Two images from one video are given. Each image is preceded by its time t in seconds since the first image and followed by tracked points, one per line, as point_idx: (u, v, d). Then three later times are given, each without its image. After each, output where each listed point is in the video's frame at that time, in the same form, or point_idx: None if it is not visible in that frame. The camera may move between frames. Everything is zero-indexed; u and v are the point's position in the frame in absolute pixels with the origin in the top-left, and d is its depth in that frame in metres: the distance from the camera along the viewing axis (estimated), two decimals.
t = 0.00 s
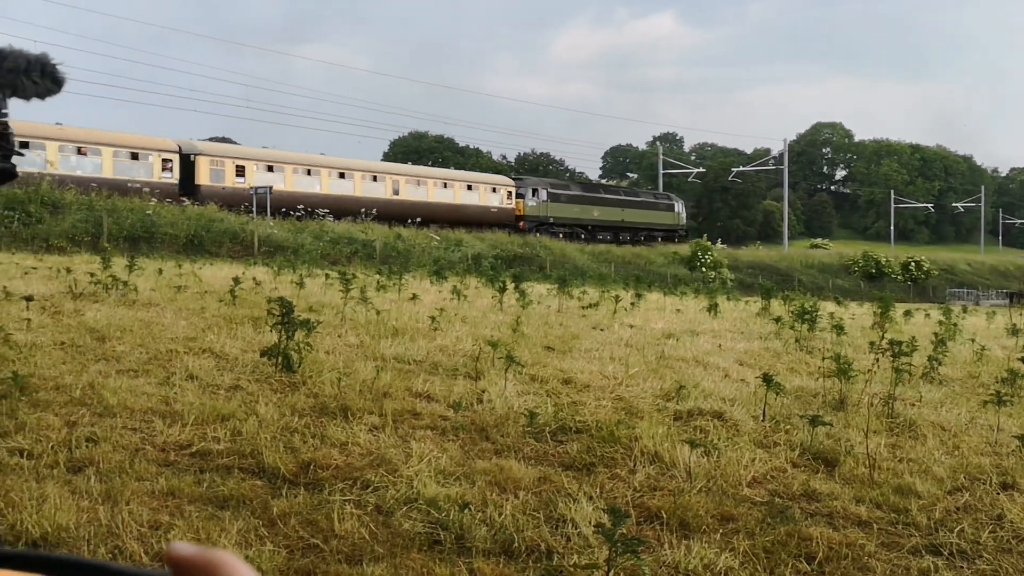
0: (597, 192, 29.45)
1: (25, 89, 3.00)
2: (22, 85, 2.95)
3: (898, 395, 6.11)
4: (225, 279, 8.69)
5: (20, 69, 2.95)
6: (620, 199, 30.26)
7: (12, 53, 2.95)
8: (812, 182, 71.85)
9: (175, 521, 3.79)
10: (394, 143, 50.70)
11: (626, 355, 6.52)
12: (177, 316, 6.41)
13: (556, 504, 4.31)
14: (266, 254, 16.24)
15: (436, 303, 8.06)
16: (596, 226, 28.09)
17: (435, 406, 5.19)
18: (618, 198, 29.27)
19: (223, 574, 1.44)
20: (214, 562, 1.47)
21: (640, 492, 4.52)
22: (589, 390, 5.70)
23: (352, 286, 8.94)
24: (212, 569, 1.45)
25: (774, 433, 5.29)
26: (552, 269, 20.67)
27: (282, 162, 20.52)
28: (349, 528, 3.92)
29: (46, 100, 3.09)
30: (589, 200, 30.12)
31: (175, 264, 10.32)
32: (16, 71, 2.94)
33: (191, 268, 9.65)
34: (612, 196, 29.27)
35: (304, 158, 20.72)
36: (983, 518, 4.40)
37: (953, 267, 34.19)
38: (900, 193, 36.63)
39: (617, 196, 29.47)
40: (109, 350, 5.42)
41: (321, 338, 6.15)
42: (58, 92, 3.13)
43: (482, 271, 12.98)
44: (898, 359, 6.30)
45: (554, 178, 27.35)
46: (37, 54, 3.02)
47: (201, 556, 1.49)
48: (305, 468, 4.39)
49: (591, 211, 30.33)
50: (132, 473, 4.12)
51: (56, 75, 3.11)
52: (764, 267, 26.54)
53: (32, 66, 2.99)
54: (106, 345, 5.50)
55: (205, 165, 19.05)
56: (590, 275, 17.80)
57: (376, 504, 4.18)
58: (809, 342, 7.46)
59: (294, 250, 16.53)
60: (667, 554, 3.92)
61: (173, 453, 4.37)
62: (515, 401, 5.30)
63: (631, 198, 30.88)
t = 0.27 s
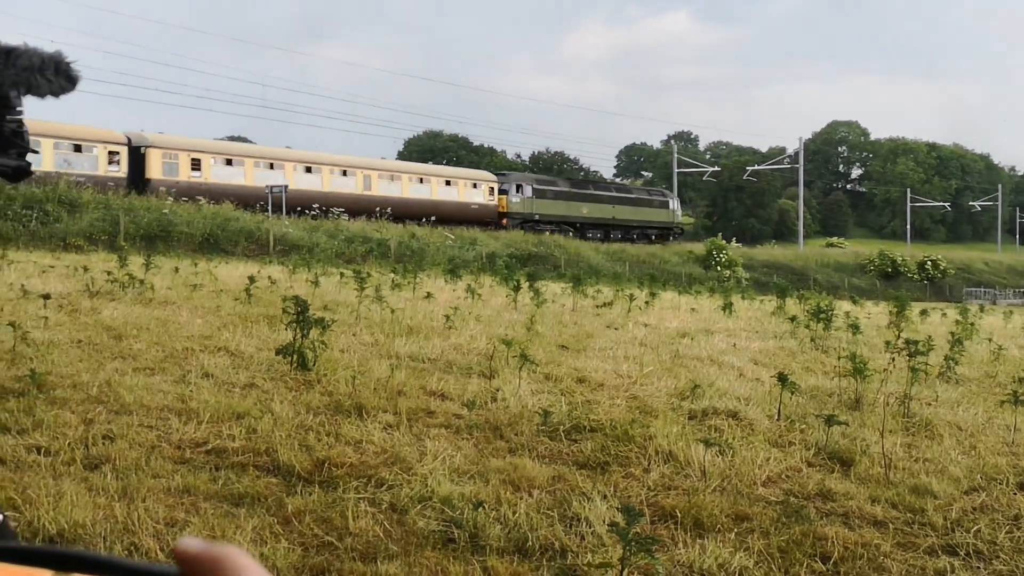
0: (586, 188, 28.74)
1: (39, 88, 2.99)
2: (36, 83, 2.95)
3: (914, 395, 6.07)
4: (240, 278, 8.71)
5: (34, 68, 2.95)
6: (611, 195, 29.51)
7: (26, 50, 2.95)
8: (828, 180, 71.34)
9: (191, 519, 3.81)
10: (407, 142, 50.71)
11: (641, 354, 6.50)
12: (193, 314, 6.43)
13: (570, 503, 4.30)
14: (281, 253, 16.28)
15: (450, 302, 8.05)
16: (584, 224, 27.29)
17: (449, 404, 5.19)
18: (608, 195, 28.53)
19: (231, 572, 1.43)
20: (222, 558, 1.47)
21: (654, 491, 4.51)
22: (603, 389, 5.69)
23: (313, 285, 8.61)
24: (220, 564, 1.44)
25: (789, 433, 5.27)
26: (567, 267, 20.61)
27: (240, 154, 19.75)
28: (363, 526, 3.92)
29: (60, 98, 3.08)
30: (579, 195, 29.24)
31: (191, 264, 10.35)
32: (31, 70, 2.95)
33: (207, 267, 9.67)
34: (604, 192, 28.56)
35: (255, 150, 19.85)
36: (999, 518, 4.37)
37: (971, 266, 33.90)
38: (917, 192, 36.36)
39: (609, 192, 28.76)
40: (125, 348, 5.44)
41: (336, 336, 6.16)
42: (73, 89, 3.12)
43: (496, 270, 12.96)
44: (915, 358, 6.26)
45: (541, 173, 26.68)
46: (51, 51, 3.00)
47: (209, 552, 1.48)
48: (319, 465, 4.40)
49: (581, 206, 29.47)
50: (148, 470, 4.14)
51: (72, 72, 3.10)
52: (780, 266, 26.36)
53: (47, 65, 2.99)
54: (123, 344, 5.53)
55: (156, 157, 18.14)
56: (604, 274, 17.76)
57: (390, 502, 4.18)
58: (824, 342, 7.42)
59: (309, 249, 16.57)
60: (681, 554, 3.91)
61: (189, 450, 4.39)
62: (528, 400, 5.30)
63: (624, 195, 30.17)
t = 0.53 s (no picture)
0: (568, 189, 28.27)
1: (52, 98, 3.01)
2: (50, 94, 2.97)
3: (928, 397, 6.04)
4: (253, 282, 8.75)
5: (47, 79, 2.96)
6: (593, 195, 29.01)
7: (39, 61, 2.96)
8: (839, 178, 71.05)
9: (205, 524, 3.82)
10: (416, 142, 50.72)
11: (653, 357, 6.49)
12: (206, 319, 6.45)
13: (582, 507, 4.30)
14: (293, 257, 16.33)
15: (462, 305, 8.05)
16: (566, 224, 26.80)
17: (461, 408, 5.19)
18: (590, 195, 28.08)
19: None
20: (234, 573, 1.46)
21: (666, 495, 4.50)
22: (615, 392, 5.68)
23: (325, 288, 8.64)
24: None
25: (802, 435, 5.25)
26: (579, 269, 20.60)
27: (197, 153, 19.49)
28: (376, 531, 3.93)
29: (72, 108, 3.10)
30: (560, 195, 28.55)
31: (204, 268, 10.39)
32: (44, 81, 2.96)
33: (220, 272, 9.71)
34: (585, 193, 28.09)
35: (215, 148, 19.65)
36: (1014, 521, 4.34)
37: (985, 267, 33.72)
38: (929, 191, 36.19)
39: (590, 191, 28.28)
40: (139, 354, 5.47)
41: (348, 340, 6.17)
42: (85, 100, 3.14)
43: (508, 273, 12.97)
44: (928, 360, 6.22)
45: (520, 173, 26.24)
46: (64, 62, 3.02)
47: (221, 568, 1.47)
48: (332, 470, 4.41)
49: (563, 206, 28.78)
50: (162, 476, 4.15)
51: (84, 83, 3.11)
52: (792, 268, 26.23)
53: (59, 76, 3.01)
54: (137, 349, 5.55)
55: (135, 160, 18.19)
56: (616, 277, 17.75)
57: (403, 507, 4.19)
58: (837, 344, 7.40)
59: (320, 253, 16.62)
60: (694, 558, 3.89)
61: (202, 455, 4.40)
62: (540, 403, 5.29)
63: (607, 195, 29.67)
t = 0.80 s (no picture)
0: (552, 188, 27.80)
1: (67, 111, 3.00)
2: (65, 105, 2.97)
3: (945, 397, 6.01)
4: (269, 288, 8.79)
5: (63, 91, 2.96)
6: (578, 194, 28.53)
7: (54, 74, 2.95)
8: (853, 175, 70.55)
9: (223, 530, 3.84)
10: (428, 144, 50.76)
11: (668, 359, 6.48)
12: (222, 326, 6.48)
13: (599, 510, 4.29)
14: (308, 263, 16.39)
15: (477, 309, 8.06)
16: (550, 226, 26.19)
17: (477, 412, 5.20)
18: (575, 195, 27.63)
19: None
20: None
21: (683, 498, 4.49)
22: (631, 395, 5.67)
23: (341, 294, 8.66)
24: None
25: (819, 437, 5.23)
26: (594, 272, 20.59)
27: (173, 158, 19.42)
28: (393, 536, 3.93)
29: (87, 120, 3.11)
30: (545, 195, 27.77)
31: (220, 275, 10.44)
32: (59, 93, 2.96)
33: (235, 278, 9.75)
34: (569, 193, 27.63)
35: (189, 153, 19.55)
36: None
37: (1003, 266, 33.48)
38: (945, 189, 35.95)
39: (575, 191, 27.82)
40: (156, 361, 5.50)
41: (363, 346, 6.19)
42: (97, 112, 3.15)
43: (523, 277, 12.96)
44: (946, 360, 6.18)
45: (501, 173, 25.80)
46: (77, 74, 3.03)
47: None
48: (349, 475, 4.43)
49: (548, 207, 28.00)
50: (180, 482, 4.17)
51: (99, 94, 3.12)
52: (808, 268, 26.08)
53: (74, 88, 3.01)
54: (154, 356, 5.59)
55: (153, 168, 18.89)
56: (631, 279, 17.72)
57: (419, 511, 4.19)
58: (853, 345, 7.36)
59: (335, 258, 16.69)
60: (712, 561, 3.88)
61: (220, 461, 4.42)
62: (556, 407, 5.29)
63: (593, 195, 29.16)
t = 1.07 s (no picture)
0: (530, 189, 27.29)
1: (85, 120, 3.00)
2: (83, 114, 2.97)
3: (962, 398, 5.97)
4: (282, 293, 8.82)
5: (80, 100, 2.97)
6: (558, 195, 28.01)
7: (71, 84, 2.98)
8: (864, 176, 70.21)
9: (240, 535, 3.84)
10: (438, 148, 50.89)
11: (682, 362, 6.47)
12: (237, 331, 6.51)
13: (614, 514, 4.28)
14: (322, 268, 16.43)
15: (490, 313, 8.06)
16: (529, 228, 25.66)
17: (491, 416, 5.19)
18: (555, 196, 27.13)
19: None
20: None
21: (699, 501, 4.47)
22: (645, 398, 5.66)
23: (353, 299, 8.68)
24: None
25: (835, 439, 5.20)
26: (606, 275, 20.56)
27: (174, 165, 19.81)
28: (409, 541, 3.93)
29: (105, 130, 3.10)
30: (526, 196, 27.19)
31: (235, 281, 10.49)
32: (77, 102, 2.97)
33: (250, 284, 9.79)
34: (549, 194, 27.13)
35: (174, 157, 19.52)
36: None
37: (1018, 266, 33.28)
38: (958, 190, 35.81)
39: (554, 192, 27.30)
40: (171, 366, 5.53)
41: (377, 350, 6.20)
42: (114, 122, 3.16)
43: (536, 280, 12.96)
44: (962, 361, 6.14)
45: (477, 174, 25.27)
46: (94, 85, 3.05)
47: None
48: (364, 479, 4.42)
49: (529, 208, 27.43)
50: (196, 488, 4.18)
51: (116, 104, 3.13)
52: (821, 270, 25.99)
53: (91, 97, 3.02)
54: (169, 362, 5.61)
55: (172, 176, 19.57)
56: (644, 283, 17.70)
57: (435, 516, 4.19)
58: (868, 346, 7.33)
59: (348, 263, 16.72)
60: (728, 564, 3.86)
61: (235, 467, 4.42)
62: (571, 410, 5.28)
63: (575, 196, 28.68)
